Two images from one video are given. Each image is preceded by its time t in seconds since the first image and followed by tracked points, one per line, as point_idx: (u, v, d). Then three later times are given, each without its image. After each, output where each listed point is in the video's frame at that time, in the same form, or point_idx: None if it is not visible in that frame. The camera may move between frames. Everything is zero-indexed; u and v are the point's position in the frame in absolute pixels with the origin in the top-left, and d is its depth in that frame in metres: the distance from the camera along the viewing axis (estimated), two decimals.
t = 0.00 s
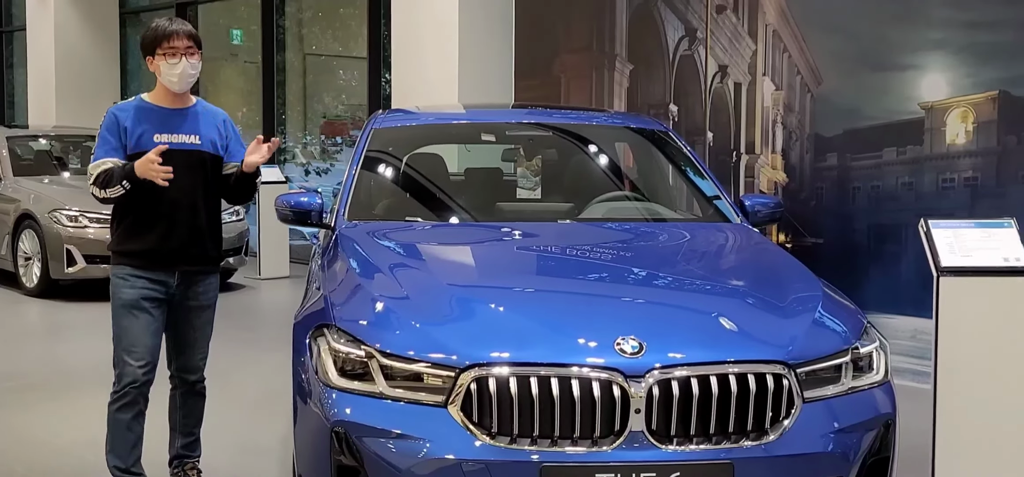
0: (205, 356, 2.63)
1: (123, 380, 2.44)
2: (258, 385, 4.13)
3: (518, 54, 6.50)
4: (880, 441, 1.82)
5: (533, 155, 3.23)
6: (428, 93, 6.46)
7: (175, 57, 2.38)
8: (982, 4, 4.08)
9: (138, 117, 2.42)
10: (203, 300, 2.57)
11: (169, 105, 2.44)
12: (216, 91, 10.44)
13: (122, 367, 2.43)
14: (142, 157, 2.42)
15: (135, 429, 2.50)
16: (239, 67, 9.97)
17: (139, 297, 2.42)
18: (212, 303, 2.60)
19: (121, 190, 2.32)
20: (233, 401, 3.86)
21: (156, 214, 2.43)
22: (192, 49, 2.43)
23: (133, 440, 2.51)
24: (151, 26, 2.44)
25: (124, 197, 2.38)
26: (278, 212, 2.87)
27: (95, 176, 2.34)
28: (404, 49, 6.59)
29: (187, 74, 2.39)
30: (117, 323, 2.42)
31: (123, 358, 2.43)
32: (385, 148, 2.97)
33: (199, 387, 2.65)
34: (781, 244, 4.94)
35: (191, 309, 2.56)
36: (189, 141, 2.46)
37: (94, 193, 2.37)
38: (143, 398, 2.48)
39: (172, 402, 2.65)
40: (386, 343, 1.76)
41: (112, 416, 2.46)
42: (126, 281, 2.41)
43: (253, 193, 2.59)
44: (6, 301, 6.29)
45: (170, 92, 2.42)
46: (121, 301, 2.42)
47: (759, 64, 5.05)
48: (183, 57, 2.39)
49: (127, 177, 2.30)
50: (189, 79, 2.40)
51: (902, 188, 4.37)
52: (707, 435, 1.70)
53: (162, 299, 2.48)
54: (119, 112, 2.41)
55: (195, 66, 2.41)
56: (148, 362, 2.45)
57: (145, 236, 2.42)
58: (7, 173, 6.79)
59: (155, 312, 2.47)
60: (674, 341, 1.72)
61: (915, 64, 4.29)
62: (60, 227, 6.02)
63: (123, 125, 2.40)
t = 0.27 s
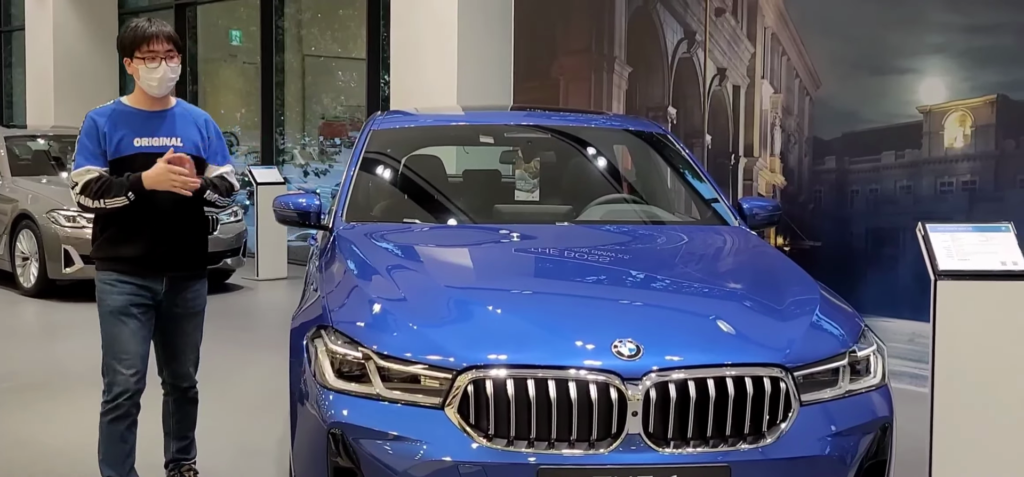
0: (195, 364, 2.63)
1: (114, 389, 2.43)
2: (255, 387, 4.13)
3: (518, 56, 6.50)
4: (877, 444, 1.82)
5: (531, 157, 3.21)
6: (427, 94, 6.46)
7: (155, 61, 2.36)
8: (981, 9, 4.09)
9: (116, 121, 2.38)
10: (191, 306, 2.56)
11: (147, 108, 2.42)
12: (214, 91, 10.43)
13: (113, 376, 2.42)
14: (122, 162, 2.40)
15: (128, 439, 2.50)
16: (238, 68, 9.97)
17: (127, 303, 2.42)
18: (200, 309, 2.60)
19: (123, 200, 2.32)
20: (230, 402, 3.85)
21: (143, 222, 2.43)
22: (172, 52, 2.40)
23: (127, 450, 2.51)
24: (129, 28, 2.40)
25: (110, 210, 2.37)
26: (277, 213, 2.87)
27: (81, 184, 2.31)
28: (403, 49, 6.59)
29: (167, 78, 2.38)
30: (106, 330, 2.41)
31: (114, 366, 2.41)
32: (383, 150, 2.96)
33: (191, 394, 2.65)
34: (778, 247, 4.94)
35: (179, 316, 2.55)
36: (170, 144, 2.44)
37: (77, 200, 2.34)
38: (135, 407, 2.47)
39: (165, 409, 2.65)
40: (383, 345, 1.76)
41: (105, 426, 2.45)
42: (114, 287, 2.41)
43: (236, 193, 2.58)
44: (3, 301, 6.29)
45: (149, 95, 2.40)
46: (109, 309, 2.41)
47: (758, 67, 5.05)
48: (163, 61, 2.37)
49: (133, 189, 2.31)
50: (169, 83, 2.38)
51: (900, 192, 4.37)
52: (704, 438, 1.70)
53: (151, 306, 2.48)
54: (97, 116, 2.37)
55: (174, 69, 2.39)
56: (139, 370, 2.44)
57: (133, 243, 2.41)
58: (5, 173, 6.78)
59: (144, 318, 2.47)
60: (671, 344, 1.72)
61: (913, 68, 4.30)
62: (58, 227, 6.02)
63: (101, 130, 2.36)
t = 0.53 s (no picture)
0: (193, 367, 2.56)
1: (104, 397, 2.41)
2: (255, 388, 4.13)
3: (517, 58, 6.51)
4: (876, 447, 1.83)
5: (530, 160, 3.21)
6: (427, 96, 6.47)
7: (137, 63, 2.30)
8: (981, 12, 4.10)
9: (93, 124, 2.32)
10: (179, 309, 2.50)
11: (126, 110, 2.36)
12: (215, 93, 10.44)
13: (100, 384, 2.40)
14: (99, 166, 2.34)
15: (122, 444, 2.48)
16: (239, 69, 9.98)
17: (110, 310, 2.38)
18: (191, 312, 2.54)
19: (105, 217, 2.30)
20: (230, 404, 3.85)
21: (118, 229, 2.37)
22: (155, 54, 2.35)
23: (122, 455, 2.48)
24: (109, 28, 2.33)
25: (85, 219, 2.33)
26: (277, 216, 2.87)
27: (59, 191, 2.27)
28: (404, 51, 6.60)
29: (150, 80, 2.32)
30: (89, 339, 2.39)
31: (100, 374, 2.40)
32: (384, 152, 2.97)
33: (193, 401, 2.60)
34: (778, 249, 4.94)
35: (169, 320, 2.50)
36: (148, 146, 2.38)
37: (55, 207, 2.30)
38: (126, 414, 2.45)
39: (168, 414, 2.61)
40: (383, 347, 1.76)
41: (98, 434, 2.44)
42: (95, 295, 2.37)
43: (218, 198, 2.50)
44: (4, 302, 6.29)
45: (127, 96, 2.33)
46: (91, 316, 2.38)
47: (758, 69, 5.05)
48: (146, 63, 2.31)
49: (114, 207, 2.28)
50: (151, 86, 2.33)
51: (900, 194, 4.38)
52: (704, 441, 1.70)
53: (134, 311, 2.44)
54: (73, 120, 2.31)
55: (157, 72, 2.34)
56: (125, 378, 2.42)
57: (108, 252, 2.37)
58: (6, 174, 6.79)
59: (129, 324, 2.44)
60: (670, 346, 1.73)
61: (913, 71, 4.30)
62: (58, 229, 6.02)
63: (77, 134, 2.30)
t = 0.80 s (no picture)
0: (189, 366, 2.40)
1: (101, 399, 2.40)
2: (256, 388, 4.14)
3: (517, 59, 6.52)
4: (875, 447, 1.83)
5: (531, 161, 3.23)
6: (428, 96, 6.48)
7: (130, 64, 2.23)
8: (980, 13, 4.10)
9: (85, 126, 2.24)
10: (175, 308, 2.40)
11: (117, 110, 2.28)
12: (215, 94, 10.46)
13: (98, 386, 2.39)
14: (93, 169, 2.27)
15: (121, 445, 2.46)
16: (239, 70, 9.99)
17: (106, 313, 2.33)
18: (188, 311, 2.43)
19: (100, 222, 2.23)
20: (231, 404, 3.86)
21: (109, 231, 2.30)
22: (146, 53, 2.27)
23: (121, 456, 2.47)
24: (98, 26, 2.24)
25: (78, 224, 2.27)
26: (279, 217, 2.88)
27: (53, 197, 2.21)
28: (405, 52, 6.61)
29: (144, 80, 2.25)
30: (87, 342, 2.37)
31: (98, 376, 2.38)
32: (385, 153, 2.97)
33: (188, 407, 2.44)
34: (778, 249, 4.94)
35: (165, 320, 2.38)
36: (142, 146, 2.30)
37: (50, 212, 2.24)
38: (124, 415, 2.44)
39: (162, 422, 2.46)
40: (384, 347, 1.77)
41: (97, 435, 2.44)
42: (92, 298, 2.32)
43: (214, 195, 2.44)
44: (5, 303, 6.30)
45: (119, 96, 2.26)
46: (88, 319, 2.33)
47: (758, 70, 5.06)
48: (139, 63, 2.24)
49: (109, 212, 2.21)
50: (145, 86, 2.26)
51: (900, 195, 4.39)
52: (703, 440, 1.71)
53: (131, 313, 2.36)
54: (65, 122, 2.23)
55: (150, 70, 2.27)
56: (122, 380, 2.39)
57: (99, 253, 2.30)
58: (7, 175, 6.80)
59: (127, 326, 2.38)
60: (670, 347, 1.73)
61: (913, 71, 4.31)
62: (59, 229, 6.03)
63: (69, 136, 2.23)
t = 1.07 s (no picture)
0: (181, 372, 2.39)
1: (102, 400, 2.41)
2: (255, 388, 4.14)
3: (517, 59, 6.52)
4: (875, 447, 1.83)
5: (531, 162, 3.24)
6: (427, 97, 6.48)
7: (136, 65, 2.22)
8: (979, 14, 4.11)
9: (90, 127, 2.23)
10: (173, 311, 2.38)
11: (123, 113, 2.27)
12: (214, 94, 10.45)
13: (98, 387, 2.40)
14: (97, 172, 2.26)
15: (122, 444, 2.49)
16: (238, 71, 9.99)
17: (105, 318, 2.32)
18: (187, 313, 2.42)
19: (103, 227, 2.23)
20: (230, 404, 3.86)
21: (110, 233, 2.28)
22: (152, 54, 2.27)
23: (120, 455, 2.49)
24: (104, 27, 2.24)
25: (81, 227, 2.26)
26: (279, 217, 2.89)
27: (57, 199, 2.20)
28: (404, 53, 6.61)
29: (150, 81, 2.24)
30: (88, 345, 2.37)
31: (98, 378, 2.39)
32: (384, 154, 2.97)
33: (183, 410, 2.42)
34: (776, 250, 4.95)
35: (162, 323, 2.37)
36: (147, 149, 2.29)
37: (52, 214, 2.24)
38: (124, 416, 2.46)
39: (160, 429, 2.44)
40: (384, 348, 1.77)
41: (97, 434, 2.45)
42: (91, 303, 2.31)
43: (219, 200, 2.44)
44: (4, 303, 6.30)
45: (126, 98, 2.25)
46: (88, 323, 2.33)
47: (757, 71, 5.07)
48: (145, 64, 2.23)
49: (113, 217, 2.21)
50: (149, 88, 2.25)
51: (898, 196, 4.39)
52: (704, 441, 1.71)
53: (132, 318, 2.35)
54: (70, 123, 2.22)
55: (156, 72, 2.26)
56: (121, 383, 2.40)
57: (98, 257, 2.29)
58: (6, 175, 6.80)
59: (127, 330, 2.37)
60: (671, 347, 1.74)
61: (911, 72, 4.31)
62: (58, 229, 6.03)
63: (74, 138, 2.22)
